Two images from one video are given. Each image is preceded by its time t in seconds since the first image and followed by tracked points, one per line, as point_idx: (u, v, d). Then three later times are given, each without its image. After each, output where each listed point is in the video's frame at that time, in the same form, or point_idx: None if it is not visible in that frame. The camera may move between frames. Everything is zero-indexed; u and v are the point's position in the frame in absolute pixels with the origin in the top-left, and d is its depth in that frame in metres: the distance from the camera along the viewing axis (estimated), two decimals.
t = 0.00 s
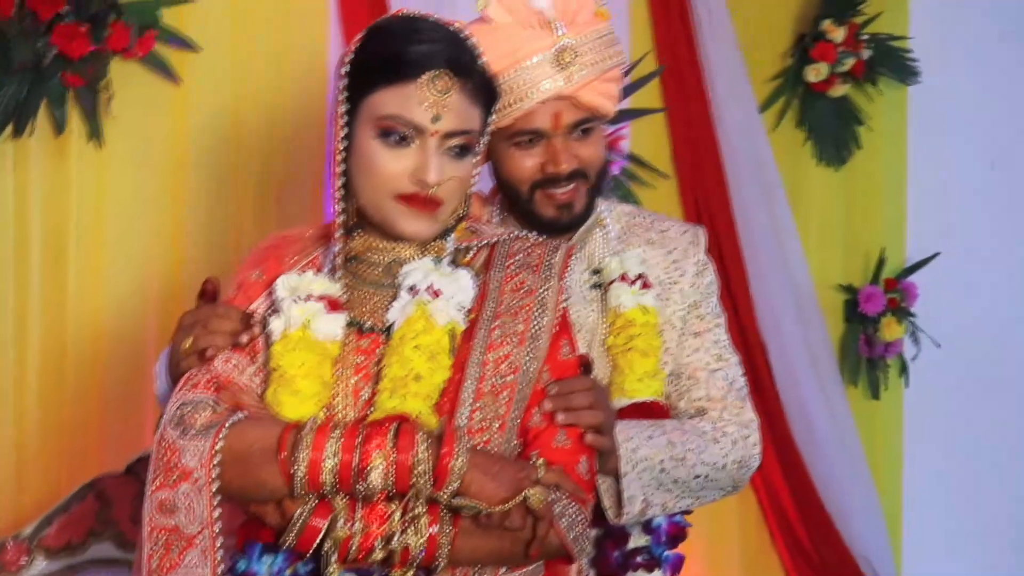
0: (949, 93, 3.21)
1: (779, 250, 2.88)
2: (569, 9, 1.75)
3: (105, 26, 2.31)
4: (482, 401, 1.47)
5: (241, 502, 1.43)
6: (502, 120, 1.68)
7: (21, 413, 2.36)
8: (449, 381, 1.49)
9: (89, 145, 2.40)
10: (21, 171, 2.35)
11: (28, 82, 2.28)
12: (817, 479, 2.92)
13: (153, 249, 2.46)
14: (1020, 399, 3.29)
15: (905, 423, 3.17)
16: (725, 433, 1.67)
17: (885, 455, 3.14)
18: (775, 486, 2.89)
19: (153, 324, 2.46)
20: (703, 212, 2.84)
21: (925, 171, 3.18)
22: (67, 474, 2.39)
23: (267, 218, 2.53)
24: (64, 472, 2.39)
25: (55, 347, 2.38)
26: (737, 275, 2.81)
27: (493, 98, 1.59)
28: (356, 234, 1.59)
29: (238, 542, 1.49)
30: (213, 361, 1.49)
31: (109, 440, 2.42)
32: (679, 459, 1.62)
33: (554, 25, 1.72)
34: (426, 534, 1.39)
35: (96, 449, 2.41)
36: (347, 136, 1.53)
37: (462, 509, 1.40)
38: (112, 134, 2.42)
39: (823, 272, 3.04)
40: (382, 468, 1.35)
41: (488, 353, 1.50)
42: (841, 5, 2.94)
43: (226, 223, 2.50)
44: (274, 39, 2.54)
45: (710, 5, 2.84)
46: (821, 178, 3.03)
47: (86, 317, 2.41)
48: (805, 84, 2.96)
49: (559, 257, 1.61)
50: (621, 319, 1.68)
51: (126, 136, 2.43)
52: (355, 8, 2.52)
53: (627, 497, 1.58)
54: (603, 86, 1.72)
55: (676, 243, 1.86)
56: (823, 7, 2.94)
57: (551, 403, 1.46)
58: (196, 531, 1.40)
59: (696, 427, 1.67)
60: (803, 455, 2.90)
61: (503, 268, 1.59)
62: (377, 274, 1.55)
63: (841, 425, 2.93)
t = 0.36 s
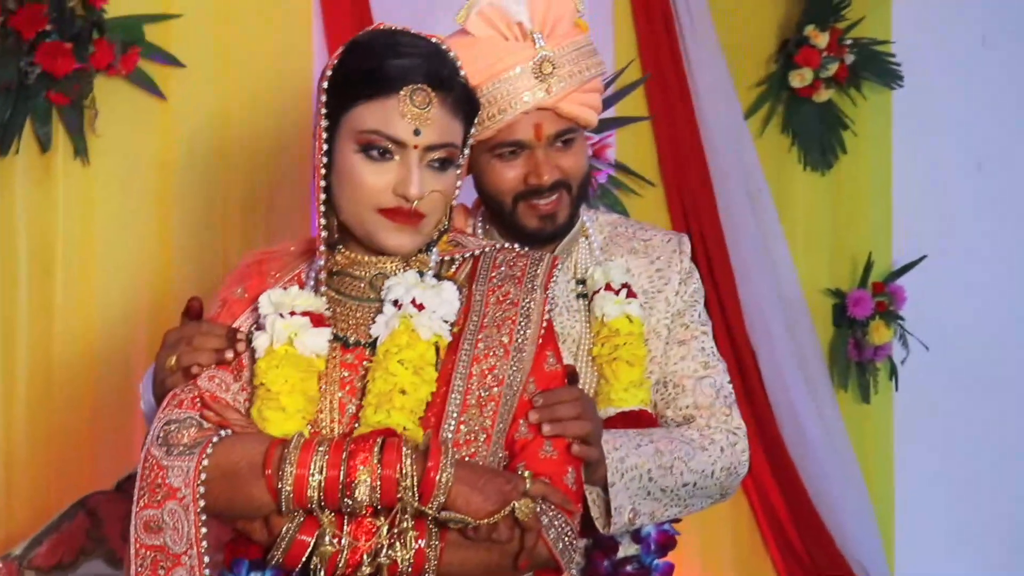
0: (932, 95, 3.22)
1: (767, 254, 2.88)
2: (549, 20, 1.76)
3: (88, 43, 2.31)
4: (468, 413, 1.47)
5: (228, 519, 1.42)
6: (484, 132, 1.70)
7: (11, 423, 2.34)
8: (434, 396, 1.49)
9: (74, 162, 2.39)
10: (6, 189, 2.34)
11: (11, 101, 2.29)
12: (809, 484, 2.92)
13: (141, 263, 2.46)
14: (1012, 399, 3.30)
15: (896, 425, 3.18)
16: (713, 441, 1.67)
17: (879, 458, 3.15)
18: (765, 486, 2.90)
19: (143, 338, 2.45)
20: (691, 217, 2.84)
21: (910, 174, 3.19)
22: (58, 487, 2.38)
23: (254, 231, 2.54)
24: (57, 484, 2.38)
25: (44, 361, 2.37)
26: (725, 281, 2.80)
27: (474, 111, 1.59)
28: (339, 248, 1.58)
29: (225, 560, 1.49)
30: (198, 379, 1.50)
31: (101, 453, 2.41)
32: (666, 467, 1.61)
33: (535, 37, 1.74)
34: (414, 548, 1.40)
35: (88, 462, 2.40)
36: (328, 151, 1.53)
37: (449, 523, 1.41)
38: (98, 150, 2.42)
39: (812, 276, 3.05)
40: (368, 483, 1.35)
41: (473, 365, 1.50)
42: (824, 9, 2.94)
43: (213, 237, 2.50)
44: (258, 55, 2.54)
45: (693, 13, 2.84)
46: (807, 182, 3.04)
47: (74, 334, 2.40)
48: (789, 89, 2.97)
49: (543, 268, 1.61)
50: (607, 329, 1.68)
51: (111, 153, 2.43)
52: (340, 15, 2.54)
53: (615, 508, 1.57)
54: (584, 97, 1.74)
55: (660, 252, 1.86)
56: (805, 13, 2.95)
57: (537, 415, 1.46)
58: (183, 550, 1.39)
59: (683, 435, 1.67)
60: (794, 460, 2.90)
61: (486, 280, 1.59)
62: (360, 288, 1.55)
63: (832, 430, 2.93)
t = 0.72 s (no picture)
0: (917, 97, 3.24)
1: (755, 259, 2.88)
2: (531, 29, 1.77)
3: (74, 58, 2.31)
4: (455, 424, 1.47)
5: (216, 534, 1.42)
6: (467, 142, 1.71)
7: (2, 432, 2.34)
8: (421, 407, 1.49)
9: (61, 177, 2.39)
10: None
11: None
12: (803, 486, 2.92)
13: (129, 277, 2.45)
14: (1003, 396, 3.32)
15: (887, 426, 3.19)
16: (702, 446, 1.67)
17: (872, 460, 3.15)
18: (758, 489, 2.90)
19: (133, 352, 2.44)
20: (678, 224, 2.85)
21: (898, 175, 3.20)
22: (50, 496, 2.37)
23: (244, 242, 2.52)
24: (50, 492, 2.37)
25: (35, 375, 2.37)
26: (714, 287, 2.81)
27: (456, 122, 1.59)
28: (324, 262, 1.59)
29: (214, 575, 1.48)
30: (184, 394, 1.49)
31: (93, 464, 2.40)
32: (655, 474, 1.61)
33: (516, 47, 1.74)
34: (402, 560, 1.40)
35: (80, 473, 2.39)
36: (311, 164, 1.53)
37: (437, 534, 1.40)
38: (85, 165, 2.42)
39: (802, 279, 3.06)
40: (356, 496, 1.35)
41: (459, 375, 1.50)
42: (808, 14, 2.96)
43: (202, 249, 2.49)
44: (244, 67, 2.54)
45: (678, 19, 2.84)
46: (794, 185, 3.05)
47: (64, 348, 2.40)
48: (775, 93, 2.98)
49: (527, 277, 1.62)
50: (593, 336, 1.68)
51: (98, 167, 2.43)
52: (325, 26, 2.53)
53: (605, 515, 1.57)
54: (567, 106, 1.76)
55: (646, 258, 1.87)
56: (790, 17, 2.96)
57: (525, 424, 1.45)
58: (171, 566, 1.39)
59: (672, 441, 1.67)
60: (787, 464, 2.90)
61: (471, 290, 1.59)
62: (345, 300, 1.55)
63: (825, 434, 2.93)
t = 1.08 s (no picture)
0: (903, 96, 3.26)
1: (746, 261, 2.87)
2: (513, 36, 1.80)
3: (60, 72, 2.30)
4: (442, 432, 1.47)
5: (205, 547, 1.41)
6: (451, 150, 1.73)
7: None
8: (409, 416, 1.49)
9: (50, 192, 2.39)
10: None
11: None
12: (796, 488, 2.93)
13: (118, 289, 2.44)
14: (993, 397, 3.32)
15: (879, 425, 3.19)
16: (691, 449, 1.67)
17: (866, 458, 3.15)
18: (752, 491, 2.90)
19: (124, 365, 2.44)
20: (668, 228, 2.85)
21: (885, 175, 3.22)
22: (41, 514, 2.36)
23: (233, 253, 2.51)
24: (41, 509, 2.36)
25: (26, 392, 2.37)
26: (705, 288, 2.81)
27: (439, 130, 1.59)
28: (309, 271, 1.58)
29: None
30: (171, 407, 1.49)
31: (85, 477, 2.40)
32: (645, 478, 1.61)
33: (497, 54, 1.76)
34: (391, 570, 1.39)
35: (73, 486, 2.39)
36: (295, 175, 1.53)
37: (426, 542, 1.40)
38: (73, 179, 2.42)
39: (793, 279, 3.06)
40: (344, 506, 1.35)
41: (446, 383, 1.50)
42: (794, 14, 2.94)
43: (191, 259, 2.49)
44: (231, 78, 2.54)
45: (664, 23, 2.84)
46: (782, 187, 3.05)
47: (54, 361, 2.39)
48: (762, 96, 2.98)
49: (513, 283, 1.61)
50: (581, 341, 1.68)
51: (87, 180, 2.43)
52: (310, 35, 2.52)
53: (595, 520, 1.56)
54: (549, 111, 1.77)
55: (632, 262, 1.87)
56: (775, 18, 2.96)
57: (512, 431, 1.45)
58: None
59: (661, 445, 1.67)
60: (780, 467, 2.90)
61: (457, 297, 1.59)
62: (331, 310, 1.55)
63: (818, 436, 2.91)
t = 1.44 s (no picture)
0: (887, 96, 3.29)
1: (735, 261, 2.87)
2: (494, 42, 1.81)
3: (47, 84, 2.30)
4: (431, 439, 1.47)
5: (195, 560, 1.40)
6: (436, 157, 1.74)
7: None
8: (395, 424, 1.48)
9: (39, 205, 2.37)
10: None
11: None
12: (791, 488, 2.93)
13: (109, 300, 2.43)
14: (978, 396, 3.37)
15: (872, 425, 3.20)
16: (681, 452, 1.67)
17: (860, 459, 3.16)
18: (747, 493, 2.91)
19: (115, 376, 2.43)
20: (658, 230, 2.86)
21: (871, 176, 3.24)
22: (35, 527, 2.34)
23: (224, 262, 2.52)
24: (33, 529, 2.34)
25: (17, 410, 2.34)
26: (696, 289, 2.82)
27: (422, 138, 1.60)
28: (295, 281, 1.59)
29: None
30: (158, 420, 1.49)
31: (78, 489, 2.38)
32: (635, 481, 1.60)
33: (480, 60, 1.77)
34: None
35: (66, 499, 2.37)
36: (279, 185, 1.53)
37: (416, 551, 1.40)
38: (62, 192, 2.40)
39: (782, 280, 3.05)
40: (333, 516, 1.34)
41: (433, 391, 1.50)
42: (780, 16, 2.96)
43: (182, 269, 2.49)
44: (219, 88, 2.54)
45: (650, 25, 2.83)
46: (770, 187, 3.05)
47: (45, 374, 2.37)
48: (749, 97, 2.99)
49: (499, 290, 1.62)
50: (569, 346, 1.69)
51: (76, 192, 2.41)
52: (298, 43, 2.53)
53: (586, 525, 1.56)
54: (533, 117, 1.78)
55: (619, 266, 1.87)
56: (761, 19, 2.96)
57: (500, 436, 1.45)
58: None
59: (650, 448, 1.67)
60: (775, 468, 2.90)
61: (443, 305, 1.59)
62: (318, 320, 1.55)
63: (810, 437, 2.92)
